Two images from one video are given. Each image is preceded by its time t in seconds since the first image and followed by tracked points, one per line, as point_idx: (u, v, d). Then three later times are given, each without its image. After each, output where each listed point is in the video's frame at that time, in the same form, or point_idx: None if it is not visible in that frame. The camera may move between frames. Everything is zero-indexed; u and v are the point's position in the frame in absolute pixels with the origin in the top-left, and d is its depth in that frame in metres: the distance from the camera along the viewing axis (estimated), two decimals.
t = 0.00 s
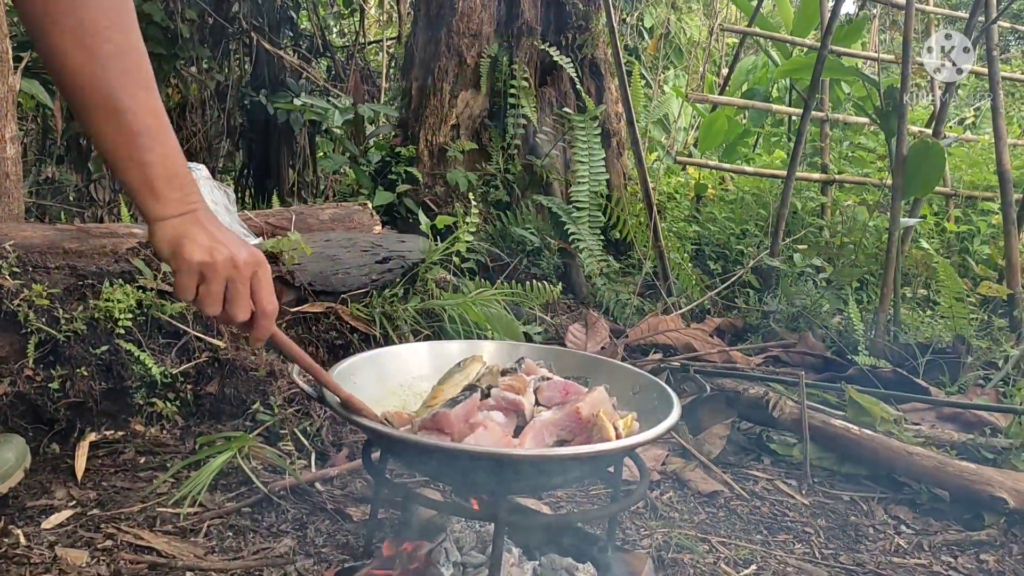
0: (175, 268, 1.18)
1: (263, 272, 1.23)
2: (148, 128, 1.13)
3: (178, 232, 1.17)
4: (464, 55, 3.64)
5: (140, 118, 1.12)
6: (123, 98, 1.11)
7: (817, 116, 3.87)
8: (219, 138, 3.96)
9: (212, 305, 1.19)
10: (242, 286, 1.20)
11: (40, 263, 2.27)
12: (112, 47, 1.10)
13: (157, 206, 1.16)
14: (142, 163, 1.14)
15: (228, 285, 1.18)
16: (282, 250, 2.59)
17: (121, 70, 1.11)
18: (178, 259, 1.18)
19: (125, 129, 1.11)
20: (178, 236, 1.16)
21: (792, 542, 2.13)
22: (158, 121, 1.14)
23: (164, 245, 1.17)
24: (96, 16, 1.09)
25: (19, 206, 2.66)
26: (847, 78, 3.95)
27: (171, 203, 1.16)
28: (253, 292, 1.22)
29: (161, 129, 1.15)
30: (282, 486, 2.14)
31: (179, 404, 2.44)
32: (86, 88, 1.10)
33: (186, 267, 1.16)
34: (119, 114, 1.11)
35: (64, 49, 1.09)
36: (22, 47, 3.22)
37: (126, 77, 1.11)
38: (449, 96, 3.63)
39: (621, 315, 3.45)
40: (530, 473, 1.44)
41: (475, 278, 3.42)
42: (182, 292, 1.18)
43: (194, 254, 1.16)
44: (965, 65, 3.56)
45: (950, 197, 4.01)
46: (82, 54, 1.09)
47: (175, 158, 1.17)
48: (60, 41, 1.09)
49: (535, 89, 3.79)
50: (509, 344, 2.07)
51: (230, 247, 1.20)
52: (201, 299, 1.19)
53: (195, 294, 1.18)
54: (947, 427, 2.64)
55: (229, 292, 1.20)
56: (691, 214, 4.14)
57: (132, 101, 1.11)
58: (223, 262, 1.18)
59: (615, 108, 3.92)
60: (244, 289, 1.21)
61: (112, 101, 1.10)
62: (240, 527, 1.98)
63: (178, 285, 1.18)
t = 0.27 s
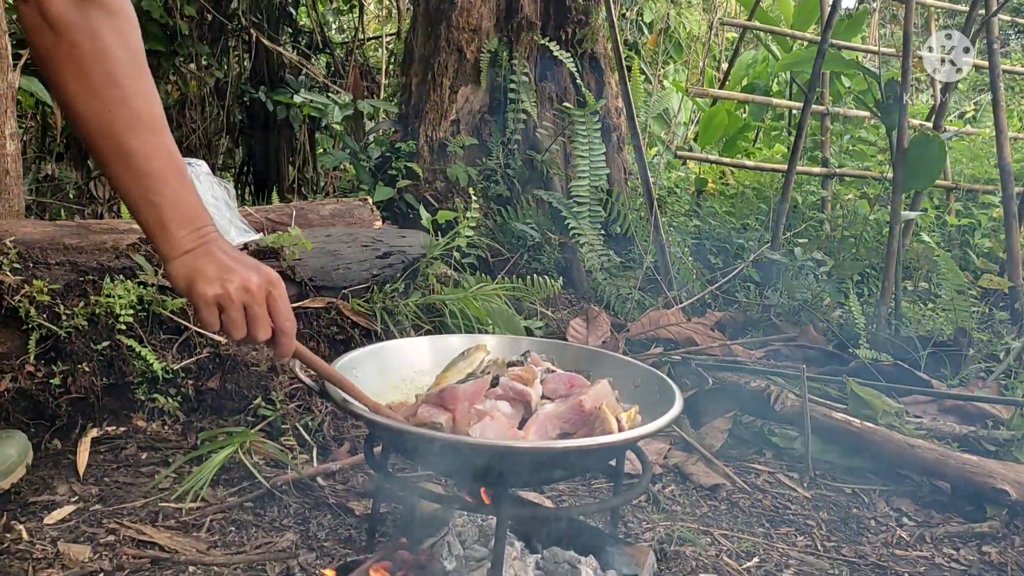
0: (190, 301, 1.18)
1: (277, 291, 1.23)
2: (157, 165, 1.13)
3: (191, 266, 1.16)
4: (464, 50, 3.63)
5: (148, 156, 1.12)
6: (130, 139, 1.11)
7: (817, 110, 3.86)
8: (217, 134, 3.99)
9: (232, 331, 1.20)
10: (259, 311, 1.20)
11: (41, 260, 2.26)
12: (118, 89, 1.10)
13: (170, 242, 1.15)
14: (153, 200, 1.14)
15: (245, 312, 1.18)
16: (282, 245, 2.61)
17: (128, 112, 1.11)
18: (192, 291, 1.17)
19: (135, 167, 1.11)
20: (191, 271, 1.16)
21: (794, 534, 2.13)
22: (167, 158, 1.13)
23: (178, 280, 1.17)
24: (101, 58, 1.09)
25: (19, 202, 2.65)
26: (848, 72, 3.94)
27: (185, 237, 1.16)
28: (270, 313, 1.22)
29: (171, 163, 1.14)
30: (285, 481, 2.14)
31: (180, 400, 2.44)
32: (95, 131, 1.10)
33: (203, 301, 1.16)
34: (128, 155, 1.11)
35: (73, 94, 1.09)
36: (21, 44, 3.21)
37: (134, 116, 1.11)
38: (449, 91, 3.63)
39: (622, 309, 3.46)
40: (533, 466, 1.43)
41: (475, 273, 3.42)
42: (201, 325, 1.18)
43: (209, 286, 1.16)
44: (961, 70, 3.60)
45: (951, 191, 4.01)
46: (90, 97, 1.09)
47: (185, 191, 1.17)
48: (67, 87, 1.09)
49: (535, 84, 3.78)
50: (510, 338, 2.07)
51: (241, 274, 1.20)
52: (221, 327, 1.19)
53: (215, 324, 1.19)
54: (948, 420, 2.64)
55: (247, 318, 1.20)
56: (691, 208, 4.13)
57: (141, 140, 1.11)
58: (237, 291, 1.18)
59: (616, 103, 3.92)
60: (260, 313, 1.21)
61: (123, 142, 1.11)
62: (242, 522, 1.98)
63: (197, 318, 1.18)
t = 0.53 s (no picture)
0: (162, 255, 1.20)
1: (253, 248, 1.24)
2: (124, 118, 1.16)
3: (161, 219, 1.19)
4: (464, 46, 3.62)
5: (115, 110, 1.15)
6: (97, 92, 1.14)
7: (817, 105, 3.86)
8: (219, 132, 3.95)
9: (205, 287, 1.22)
10: (231, 266, 1.22)
11: (41, 257, 2.26)
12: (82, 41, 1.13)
13: (140, 195, 1.18)
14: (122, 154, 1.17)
15: (217, 265, 1.20)
16: (282, 242, 2.59)
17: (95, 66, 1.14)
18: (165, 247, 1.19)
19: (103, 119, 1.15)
20: (161, 224, 1.19)
21: (794, 530, 2.13)
22: (133, 111, 1.17)
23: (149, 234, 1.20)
24: (67, 16, 1.12)
25: (19, 199, 2.64)
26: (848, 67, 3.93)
27: (156, 192, 1.19)
28: (243, 269, 1.24)
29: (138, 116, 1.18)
30: (285, 478, 2.14)
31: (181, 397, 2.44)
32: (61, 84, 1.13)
33: (173, 255, 1.19)
34: (97, 111, 1.14)
35: (37, 47, 1.12)
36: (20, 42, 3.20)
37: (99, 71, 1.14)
38: (449, 88, 3.62)
39: (622, 306, 3.46)
40: (533, 462, 1.43)
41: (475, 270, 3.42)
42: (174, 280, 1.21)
43: (179, 239, 1.19)
44: (960, 71, 3.64)
45: (951, 186, 4.00)
46: (53, 50, 1.12)
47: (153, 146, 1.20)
48: (31, 40, 1.12)
49: (534, 80, 3.77)
50: (511, 333, 2.07)
51: (213, 228, 1.21)
52: (193, 281, 1.22)
53: (187, 279, 1.21)
54: (949, 415, 2.64)
55: (220, 273, 1.22)
56: (692, 204, 4.13)
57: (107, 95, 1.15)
58: (208, 246, 1.19)
59: (616, 99, 3.91)
60: (233, 268, 1.22)
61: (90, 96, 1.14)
62: (243, 519, 1.98)
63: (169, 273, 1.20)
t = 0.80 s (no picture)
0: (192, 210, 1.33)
1: (275, 200, 1.35)
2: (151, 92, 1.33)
3: (188, 175, 1.33)
4: (463, 46, 3.62)
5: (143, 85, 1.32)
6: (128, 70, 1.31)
7: (818, 105, 3.85)
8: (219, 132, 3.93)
9: (231, 234, 1.33)
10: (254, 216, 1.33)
11: (40, 258, 2.22)
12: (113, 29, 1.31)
13: (170, 155, 1.33)
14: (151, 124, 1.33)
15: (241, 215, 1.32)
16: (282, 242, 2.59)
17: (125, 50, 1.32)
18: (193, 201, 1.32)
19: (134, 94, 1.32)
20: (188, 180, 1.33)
21: (794, 531, 2.13)
22: (155, 79, 1.34)
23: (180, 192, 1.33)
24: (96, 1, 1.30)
25: (18, 200, 2.64)
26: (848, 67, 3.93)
27: (183, 148, 1.34)
28: (266, 219, 1.34)
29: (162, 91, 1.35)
30: (284, 478, 2.14)
31: (179, 397, 2.45)
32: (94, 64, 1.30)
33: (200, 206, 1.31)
34: (125, 80, 1.31)
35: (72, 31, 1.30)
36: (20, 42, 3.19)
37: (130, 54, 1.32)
38: (448, 87, 3.62)
39: (621, 306, 3.45)
40: (532, 462, 1.42)
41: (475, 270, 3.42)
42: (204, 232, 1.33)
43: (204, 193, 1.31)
44: (960, 70, 3.64)
45: (952, 185, 4.00)
46: (84, 28, 1.29)
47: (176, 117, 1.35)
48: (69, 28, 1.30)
49: (534, 80, 3.77)
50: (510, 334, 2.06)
51: (239, 180, 1.33)
52: (221, 233, 1.33)
53: (214, 231, 1.33)
54: (949, 415, 2.64)
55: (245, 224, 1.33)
56: (692, 204, 4.13)
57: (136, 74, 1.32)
58: (231, 198, 1.31)
59: (615, 99, 3.91)
60: (258, 218, 1.33)
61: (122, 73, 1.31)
62: (241, 520, 1.98)
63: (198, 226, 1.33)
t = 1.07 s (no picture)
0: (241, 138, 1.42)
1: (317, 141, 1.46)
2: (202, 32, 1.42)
3: (237, 107, 1.43)
4: (463, 44, 3.61)
5: (191, 21, 1.41)
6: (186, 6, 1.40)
7: (817, 102, 3.85)
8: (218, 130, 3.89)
9: (276, 163, 1.43)
10: (300, 150, 1.43)
11: (36, 256, 2.27)
12: None
13: (219, 89, 1.43)
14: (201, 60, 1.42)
15: (288, 145, 1.41)
16: (279, 240, 2.63)
17: None
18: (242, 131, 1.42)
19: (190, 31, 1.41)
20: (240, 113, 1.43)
21: (794, 527, 2.12)
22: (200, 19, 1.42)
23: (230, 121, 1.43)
24: None
25: (16, 198, 2.64)
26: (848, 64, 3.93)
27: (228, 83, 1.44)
28: (308, 157, 1.45)
29: (213, 30, 1.44)
30: (282, 476, 2.13)
31: (178, 395, 2.43)
32: None
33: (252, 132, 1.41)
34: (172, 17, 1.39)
35: None
36: (18, 39, 3.17)
37: None
38: (447, 85, 3.61)
39: (621, 303, 3.44)
40: (529, 459, 1.42)
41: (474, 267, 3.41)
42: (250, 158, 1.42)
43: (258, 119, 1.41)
44: (960, 70, 3.61)
45: (952, 181, 3.99)
46: None
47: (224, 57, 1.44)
48: None
49: (534, 77, 3.76)
50: (509, 331, 2.06)
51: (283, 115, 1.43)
52: (266, 161, 1.43)
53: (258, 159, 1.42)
54: (950, 411, 2.64)
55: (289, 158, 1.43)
56: (691, 201, 4.13)
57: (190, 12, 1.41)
58: (282, 126, 1.41)
59: (615, 96, 3.90)
60: (302, 150, 1.43)
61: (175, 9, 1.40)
62: (239, 517, 1.97)
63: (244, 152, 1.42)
